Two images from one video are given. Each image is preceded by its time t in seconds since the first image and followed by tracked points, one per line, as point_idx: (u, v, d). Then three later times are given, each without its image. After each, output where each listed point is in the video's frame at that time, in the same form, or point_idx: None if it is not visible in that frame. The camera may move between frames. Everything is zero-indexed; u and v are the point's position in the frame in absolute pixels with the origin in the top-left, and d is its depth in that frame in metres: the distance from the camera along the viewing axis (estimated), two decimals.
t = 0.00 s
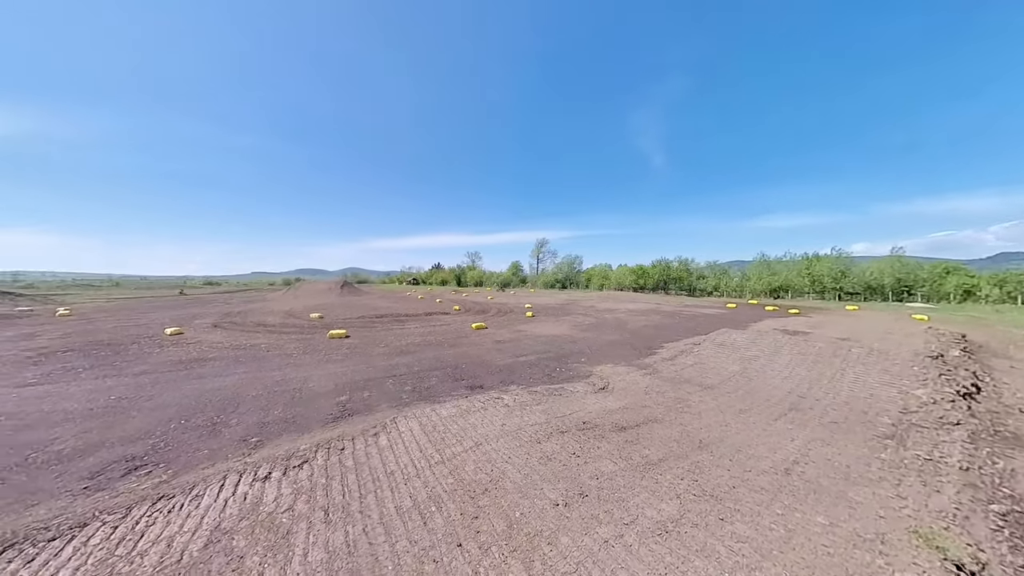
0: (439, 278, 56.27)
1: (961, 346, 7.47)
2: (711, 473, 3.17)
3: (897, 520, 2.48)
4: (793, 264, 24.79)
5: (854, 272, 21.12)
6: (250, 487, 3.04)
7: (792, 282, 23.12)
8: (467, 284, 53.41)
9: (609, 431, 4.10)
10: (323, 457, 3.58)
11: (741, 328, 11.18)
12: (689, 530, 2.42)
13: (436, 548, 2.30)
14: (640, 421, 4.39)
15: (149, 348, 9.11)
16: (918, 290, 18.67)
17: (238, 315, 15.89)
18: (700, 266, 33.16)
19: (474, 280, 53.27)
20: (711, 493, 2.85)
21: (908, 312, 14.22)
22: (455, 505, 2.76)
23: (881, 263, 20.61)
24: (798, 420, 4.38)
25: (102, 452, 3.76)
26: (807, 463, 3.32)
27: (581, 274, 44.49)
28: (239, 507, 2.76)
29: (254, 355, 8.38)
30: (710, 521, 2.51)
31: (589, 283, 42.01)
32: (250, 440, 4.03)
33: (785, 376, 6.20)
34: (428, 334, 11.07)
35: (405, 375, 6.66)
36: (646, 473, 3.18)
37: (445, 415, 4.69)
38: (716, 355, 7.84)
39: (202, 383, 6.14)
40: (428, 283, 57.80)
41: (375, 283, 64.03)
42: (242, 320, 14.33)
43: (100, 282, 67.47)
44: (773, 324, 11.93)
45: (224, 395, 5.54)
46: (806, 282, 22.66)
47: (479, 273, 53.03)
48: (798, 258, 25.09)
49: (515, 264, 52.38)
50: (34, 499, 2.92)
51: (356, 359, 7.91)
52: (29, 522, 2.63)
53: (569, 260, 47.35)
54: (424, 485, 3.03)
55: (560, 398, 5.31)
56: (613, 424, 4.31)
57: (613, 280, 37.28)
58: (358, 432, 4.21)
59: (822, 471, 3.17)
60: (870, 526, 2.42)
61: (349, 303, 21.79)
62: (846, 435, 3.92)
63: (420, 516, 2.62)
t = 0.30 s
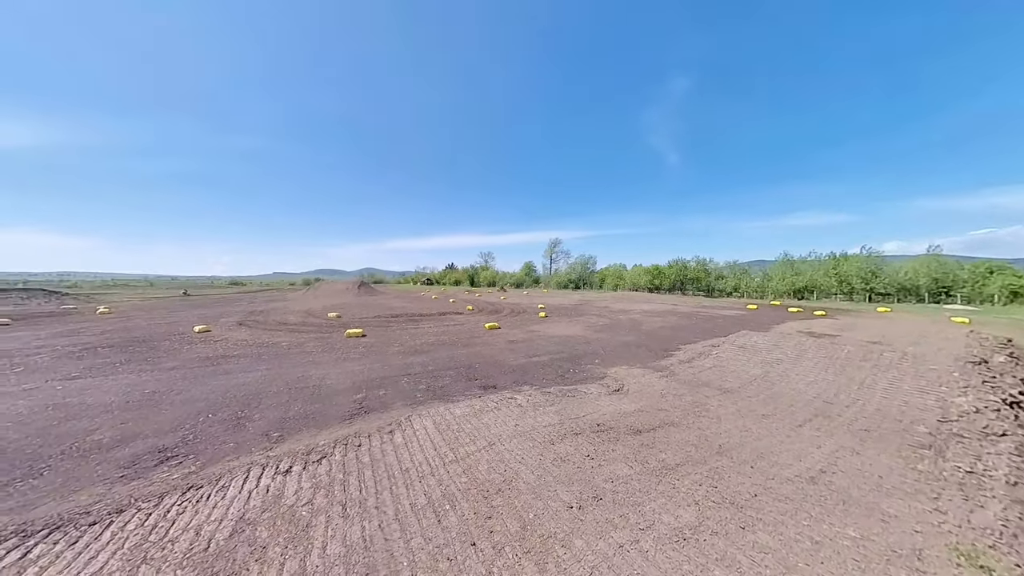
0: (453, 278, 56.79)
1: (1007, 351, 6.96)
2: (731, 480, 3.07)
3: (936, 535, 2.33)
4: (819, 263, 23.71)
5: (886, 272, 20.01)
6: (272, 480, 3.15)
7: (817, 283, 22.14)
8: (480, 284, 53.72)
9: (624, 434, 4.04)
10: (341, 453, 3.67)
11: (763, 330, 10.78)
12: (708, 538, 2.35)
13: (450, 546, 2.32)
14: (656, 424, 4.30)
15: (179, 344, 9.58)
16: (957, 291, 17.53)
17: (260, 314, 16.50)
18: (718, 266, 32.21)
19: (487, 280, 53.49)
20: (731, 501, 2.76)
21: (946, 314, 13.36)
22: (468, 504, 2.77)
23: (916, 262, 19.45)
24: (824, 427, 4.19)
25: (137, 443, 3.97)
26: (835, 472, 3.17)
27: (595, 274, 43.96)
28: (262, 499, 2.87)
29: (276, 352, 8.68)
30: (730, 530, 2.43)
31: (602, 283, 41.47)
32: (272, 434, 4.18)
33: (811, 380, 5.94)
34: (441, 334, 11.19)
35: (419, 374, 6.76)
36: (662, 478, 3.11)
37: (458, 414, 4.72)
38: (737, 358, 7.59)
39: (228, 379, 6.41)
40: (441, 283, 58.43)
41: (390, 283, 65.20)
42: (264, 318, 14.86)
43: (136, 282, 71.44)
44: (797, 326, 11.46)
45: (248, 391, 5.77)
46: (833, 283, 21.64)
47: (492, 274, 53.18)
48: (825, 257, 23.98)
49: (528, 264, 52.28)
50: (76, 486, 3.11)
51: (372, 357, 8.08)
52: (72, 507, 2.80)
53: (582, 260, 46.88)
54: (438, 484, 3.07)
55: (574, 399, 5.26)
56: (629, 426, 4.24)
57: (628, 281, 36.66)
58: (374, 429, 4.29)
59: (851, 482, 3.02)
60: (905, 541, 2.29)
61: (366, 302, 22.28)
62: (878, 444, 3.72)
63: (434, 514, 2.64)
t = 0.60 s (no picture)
0: (465, 279, 57.20)
1: None
2: (751, 486, 2.98)
3: (974, 551, 2.20)
4: (844, 263, 22.70)
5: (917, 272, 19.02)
6: (292, 474, 3.25)
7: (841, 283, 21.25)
8: (492, 284, 53.92)
9: (639, 436, 3.97)
10: (357, 450, 3.75)
11: (784, 332, 10.41)
12: (726, 545, 2.29)
13: (463, 544, 2.33)
14: (671, 427, 4.22)
15: (204, 342, 9.99)
16: (997, 292, 16.49)
17: (280, 313, 17.05)
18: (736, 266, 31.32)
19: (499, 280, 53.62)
20: (750, 508, 2.68)
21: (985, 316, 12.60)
22: (481, 502, 2.79)
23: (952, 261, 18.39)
24: (850, 433, 4.01)
25: (166, 435, 4.16)
26: (862, 481, 3.04)
27: (608, 274, 43.45)
28: (282, 492, 2.96)
29: (294, 350, 8.94)
30: (749, 537, 2.36)
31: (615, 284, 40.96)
32: (291, 430, 4.30)
33: (836, 385, 5.70)
34: (454, 333, 11.29)
35: (432, 373, 6.83)
36: (678, 482, 3.05)
37: (471, 413, 4.75)
38: (756, 360, 7.36)
39: (249, 376, 6.64)
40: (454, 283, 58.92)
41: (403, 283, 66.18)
42: (283, 317, 15.34)
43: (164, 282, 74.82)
44: (820, 328, 11.03)
45: (268, 388, 5.96)
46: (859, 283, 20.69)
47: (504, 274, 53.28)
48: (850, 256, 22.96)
49: (540, 265, 52.13)
50: (111, 474, 3.29)
51: (387, 356, 8.22)
52: (107, 494, 2.96)
53: (594, 260, 46.42)
54: (451, 482, 3.09)
55: (586, 400, 5.21)
56: (643, 429, 4.17)
57: (641, 281, 36.08)
58: (388, 426, 4.36)
59: (879, 491, 2.88)
60: (940, 555, 2.17)
61: (380, 302, 22.68)
62: (909, 453, 3.54)
63: (448, 512, 2.67)
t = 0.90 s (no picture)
0: (475, 279, 57.47)
1: None
2: (767, 491, 2.91)
3: (1008, 566, 2.09)
4: (867, 262, 21.83)
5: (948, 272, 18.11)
6: (308, 469, 3.34)
7: (865, 283, 20.44)
8: (502, 284, 54.02)
9: (650, 438, 3.92)
10: (369, 446, 3.83)
11: (802, 334, 10.10)
12: (741, 551, 2.24)
13: (473, 542, 2.35)
14: (684, 429, 4.15)
15: (225, 339, 10.35)
16: None
17: (296, 312, 17.52)
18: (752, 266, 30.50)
19: (509, 280, 53.69)
20: (767, 513, 2.61)
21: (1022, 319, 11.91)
22: (491, 501, 2.81)
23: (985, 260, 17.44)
24: (873, 440, 3.87)
25: (189, 429, 4.33)
26: (885, 489, 2.92)
27: (619, 274, 42.96)
28: (298, 486, 3.05)
29: (310, 349, 9.17)
30: (765, 543, 2.31)
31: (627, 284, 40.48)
32: (307, 426, 4.42)
33: (858, 389, 5.50)
34: (464, 333, 11.37)
35: (443, 372, 6.90)
36: (691, 485, 3.00)
37: (481, 412, 4.78)
38: (772, 363, 7.17)
39: (267, 373, 6.85)
40: (464, 283, 59.32)
41: (415, 283, 67.00)
42: (299, 316, 15.76)
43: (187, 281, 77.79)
44: (842, 330, 10.64)
45: (285, 385, 6.13)
46: (884, 283, 19.86)
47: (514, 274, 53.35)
48: (874, 255, 22.05)
49: (550, 265, 51.97)
50: (139, 465, 3.45)
51: (398, 355, 8.34)
52: (135, 484, 3.11)
53: (605, 260, 46.00)
54: (461, 480, 3.12)
55: (597, 401, 5.17)
56: (655, 431, 4.12)
57: (653, 281, 35.54)
58: (400, 424, 4.43)
59: (904, 500, 2.77)
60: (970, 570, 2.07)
61: (392, 302, 23.01)
62: (938, 461, 3.38)
63: (458, 509, 2.70)
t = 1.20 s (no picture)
0: (483, 279, 57.68)
1: None
2: (782, 498, 2.82)
3: None
4: (889, 262, 21.01)
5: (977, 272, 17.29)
6: (319, 466, 3.40)
7: (886, 284, 19.71)
8: (511, 284, 54.09)
9: (660, 441, 3.86)
10: (379, 445, 3.87)
11: (820, 336, 9.80)
12: (754, 559, 2.18)
13: (481, 542, 2.35)
14: (696, 433, 4.07)
15: (241, 338, 10.64)
16: None
17: (309, 312, 17.89)
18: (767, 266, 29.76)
19: (518, 280, 53.71)
20: (782, 520, 2.54)
21: None
22: (499, 502, 2.80)
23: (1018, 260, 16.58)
24: (895, 447, 3.72)
25: (206, 425, 4.46)
26: (909, 498, 2.80)
27: (629, 274, 42.49)
28: (309, 483, 3.10)
29: (322, 347, 9.34)
30: (780, 551, 2.24)
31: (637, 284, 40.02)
32: (318, 423, 4.50)
33: (879, 394, 5.30)
34: (473, 333, 11.42)
35: (451, 372, 6.94)
36: (702, 490, 2.94)
37: (489, 413, 4.78)
38: (788, 365, 6.97)
39: (280, 371, 7.00)
40: (473, 283, 59.61)
41: (424, 283, 67.66)
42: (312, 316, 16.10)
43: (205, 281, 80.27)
44: (862, 332, 10.27)
45: (297, 383, 6.26)
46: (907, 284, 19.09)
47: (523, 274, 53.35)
48: (897, 254, 21.22)
49: (559, 265, 51.75)
50: (159, 459, 3.57)
51: (408, 354, 8.43)
52: (155, 478, 3.21)
53: (615, 260, 45.56)
54: (469, 480, 3.13)
55: (606, 403, 5.12)
56: (665, 434, 4.05)
57: (664, 282, 35.04)
58: (409, 423, 4.47)
59: (930, 510, 2.65)
60: None
61: (402, 302, 23.28)
62: (967, 470, 3.22)
63: (466, 509, 2.70)
